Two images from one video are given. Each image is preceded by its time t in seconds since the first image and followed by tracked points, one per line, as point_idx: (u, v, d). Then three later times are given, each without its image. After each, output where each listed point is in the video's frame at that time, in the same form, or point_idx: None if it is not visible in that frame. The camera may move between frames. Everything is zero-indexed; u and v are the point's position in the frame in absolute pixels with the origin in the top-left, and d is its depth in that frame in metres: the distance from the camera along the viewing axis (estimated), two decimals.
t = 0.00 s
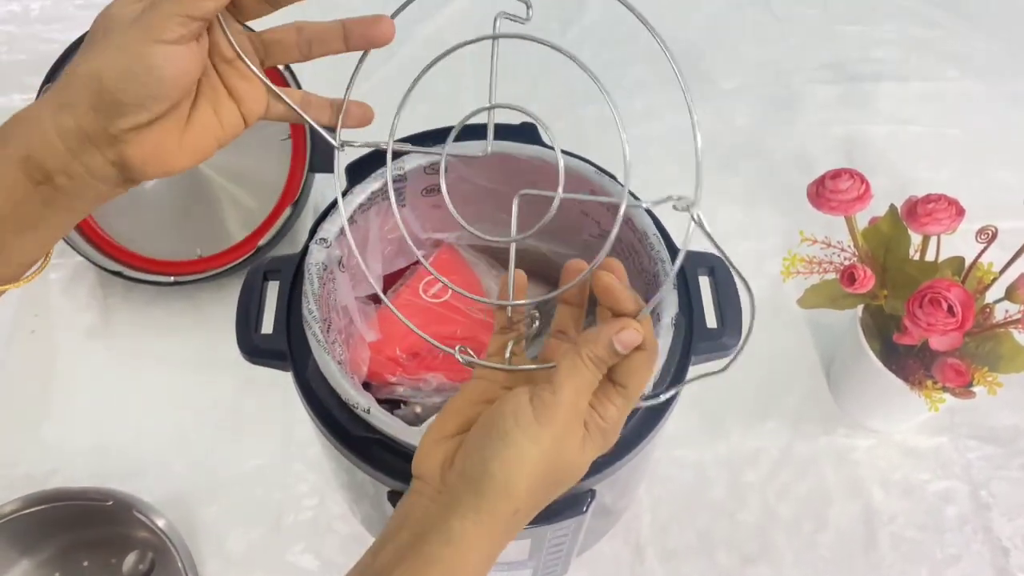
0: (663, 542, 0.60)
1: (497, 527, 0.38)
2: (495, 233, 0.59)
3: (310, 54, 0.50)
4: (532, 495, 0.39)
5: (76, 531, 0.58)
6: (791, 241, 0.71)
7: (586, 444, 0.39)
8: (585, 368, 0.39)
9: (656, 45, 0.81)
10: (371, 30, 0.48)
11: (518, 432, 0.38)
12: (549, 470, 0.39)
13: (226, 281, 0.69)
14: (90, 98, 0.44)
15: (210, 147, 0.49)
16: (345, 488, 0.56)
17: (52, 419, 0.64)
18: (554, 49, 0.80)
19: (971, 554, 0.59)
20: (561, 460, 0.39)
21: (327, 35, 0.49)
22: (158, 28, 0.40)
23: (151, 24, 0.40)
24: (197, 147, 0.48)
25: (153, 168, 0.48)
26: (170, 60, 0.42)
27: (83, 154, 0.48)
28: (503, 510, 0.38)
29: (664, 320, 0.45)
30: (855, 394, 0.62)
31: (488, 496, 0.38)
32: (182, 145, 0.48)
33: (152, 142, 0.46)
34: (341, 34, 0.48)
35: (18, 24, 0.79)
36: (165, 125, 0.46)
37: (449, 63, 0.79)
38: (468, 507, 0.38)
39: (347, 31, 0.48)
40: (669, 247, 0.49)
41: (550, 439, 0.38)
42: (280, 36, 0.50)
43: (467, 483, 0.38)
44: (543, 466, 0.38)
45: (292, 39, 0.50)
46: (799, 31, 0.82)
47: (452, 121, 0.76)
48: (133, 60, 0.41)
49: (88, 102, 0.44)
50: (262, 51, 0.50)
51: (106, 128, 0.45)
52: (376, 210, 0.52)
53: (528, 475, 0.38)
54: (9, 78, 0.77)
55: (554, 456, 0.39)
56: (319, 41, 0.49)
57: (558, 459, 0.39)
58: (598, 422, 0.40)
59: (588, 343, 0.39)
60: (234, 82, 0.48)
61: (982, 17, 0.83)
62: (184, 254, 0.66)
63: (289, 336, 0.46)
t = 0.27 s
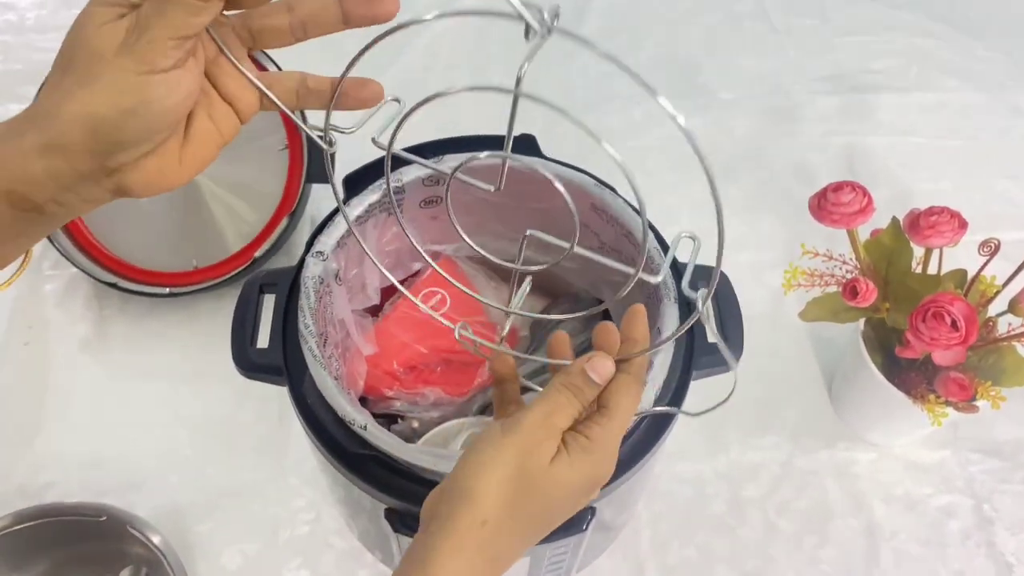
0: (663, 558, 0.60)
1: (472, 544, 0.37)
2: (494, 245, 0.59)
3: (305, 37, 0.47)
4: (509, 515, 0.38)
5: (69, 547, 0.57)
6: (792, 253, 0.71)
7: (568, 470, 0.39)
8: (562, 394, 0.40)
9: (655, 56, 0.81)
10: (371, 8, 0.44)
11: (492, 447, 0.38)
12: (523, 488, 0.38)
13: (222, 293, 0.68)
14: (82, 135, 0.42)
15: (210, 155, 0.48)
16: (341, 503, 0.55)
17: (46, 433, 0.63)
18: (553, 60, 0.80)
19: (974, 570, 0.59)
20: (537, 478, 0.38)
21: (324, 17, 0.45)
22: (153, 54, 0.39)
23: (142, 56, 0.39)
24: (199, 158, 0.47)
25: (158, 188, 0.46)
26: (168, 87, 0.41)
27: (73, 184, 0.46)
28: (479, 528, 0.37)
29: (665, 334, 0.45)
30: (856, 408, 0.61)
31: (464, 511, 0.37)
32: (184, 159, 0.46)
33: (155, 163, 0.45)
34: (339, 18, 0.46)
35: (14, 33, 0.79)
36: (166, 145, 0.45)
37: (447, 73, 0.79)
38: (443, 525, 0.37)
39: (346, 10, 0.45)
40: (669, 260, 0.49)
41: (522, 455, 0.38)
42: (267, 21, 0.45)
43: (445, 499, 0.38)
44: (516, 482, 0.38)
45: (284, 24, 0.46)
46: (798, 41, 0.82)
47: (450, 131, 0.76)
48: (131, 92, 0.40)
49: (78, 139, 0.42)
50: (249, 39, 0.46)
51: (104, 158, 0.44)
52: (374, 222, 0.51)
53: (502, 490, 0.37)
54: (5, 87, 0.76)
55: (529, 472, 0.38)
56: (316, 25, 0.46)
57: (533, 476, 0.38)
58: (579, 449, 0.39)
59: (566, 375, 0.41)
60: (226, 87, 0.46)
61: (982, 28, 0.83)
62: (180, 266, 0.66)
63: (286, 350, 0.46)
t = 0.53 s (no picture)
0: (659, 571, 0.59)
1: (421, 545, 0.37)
2: (489, 254, 0.58)
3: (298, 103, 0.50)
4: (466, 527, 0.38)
5: (59, 560, 0.56)
6: (789, 262, 0.71)
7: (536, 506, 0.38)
8: (554, 415, 0.38)
9: (652, 64, 0.80)
10: (374, 99, 0.48)
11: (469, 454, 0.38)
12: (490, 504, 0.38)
13: (215, 302, 0.68)
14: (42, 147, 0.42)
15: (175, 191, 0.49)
16: (334, 516, 0.54)
17: (36, 444, 0.62)
18: (549, 66, 0.80)
19: None
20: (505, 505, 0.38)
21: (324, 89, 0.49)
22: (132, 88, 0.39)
23: (120, 83, 0.39)
24: (162, 193, 0.48)
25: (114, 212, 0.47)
26: (139, 119, 0.41)
27: (28, 185, 0.46)
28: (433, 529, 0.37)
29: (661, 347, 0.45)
30: (855, 419, 0.61)
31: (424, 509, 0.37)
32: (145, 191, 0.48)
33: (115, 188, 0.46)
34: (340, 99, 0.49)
35: (7, 39, 0.78)
36: (129, 177, 0.47)
37: (443, 81, 0.78)
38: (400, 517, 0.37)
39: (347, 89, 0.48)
40: (666, 271, 0.49)
41: (496, 475, 0.38)
42: (266, 79, 0.48)
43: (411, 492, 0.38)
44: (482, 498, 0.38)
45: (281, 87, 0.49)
46: (796, 48, 0.81)
47: (446, 139, 0.76)
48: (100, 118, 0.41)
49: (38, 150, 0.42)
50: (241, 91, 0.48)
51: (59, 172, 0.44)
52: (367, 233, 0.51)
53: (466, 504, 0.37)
54: None
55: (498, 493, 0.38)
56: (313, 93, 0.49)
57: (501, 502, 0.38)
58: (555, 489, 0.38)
59: (567, 391, 0.39)
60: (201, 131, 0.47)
61: (980, 35, 0.82)
62: (173, 275, 0.65)
63: (277, 362, 0.45)
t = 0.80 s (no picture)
0: None
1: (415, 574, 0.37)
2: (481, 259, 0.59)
3: (264, 85, 0.49)
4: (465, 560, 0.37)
5: (50, 565, 0.56)
6: (781, 266, 0.71)
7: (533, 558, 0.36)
8: (564, 481, 0.35)
9: (645, 69, 0.81)
10: (335, 89, 0.45)
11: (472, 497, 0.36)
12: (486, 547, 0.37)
13: (208, 305, 0.68)
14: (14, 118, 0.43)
15: (150, 165, 0.51)
16: (326, 521, 0.54)
17: (29, 448, 0.62)
18: (544, 72, 0.80)
19: None
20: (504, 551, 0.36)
21: (293, 74, 0.47)
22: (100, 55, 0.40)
23: (89, 51, 0.40)
24: (133, 168, 0.50)
25: (85, 184, 0.48)
26: (106, 88, 0.42)
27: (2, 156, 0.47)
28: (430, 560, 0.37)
29: (653, 352, 0.45)
30: (847, 424, 0.61)
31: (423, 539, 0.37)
32: (118, 165, 0.49)
33: (89, 160, 0.47)
34: (306, 85, 0.47)
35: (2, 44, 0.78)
36: (101, 150, 0.48)
37: (437, 85, 0.78)
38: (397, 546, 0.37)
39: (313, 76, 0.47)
40: (656, 276, 0.49)
41: (499, 520, 0.36)
42: (232, 58, 0.47)
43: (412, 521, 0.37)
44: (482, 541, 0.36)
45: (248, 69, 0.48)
46: (789, 54, 0.82)
47: (440, 144, 0.76)
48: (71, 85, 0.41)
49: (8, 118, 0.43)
50: (211, 68, 0.47)
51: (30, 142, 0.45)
52: (359, 238, 0.51)
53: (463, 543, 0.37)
54: None
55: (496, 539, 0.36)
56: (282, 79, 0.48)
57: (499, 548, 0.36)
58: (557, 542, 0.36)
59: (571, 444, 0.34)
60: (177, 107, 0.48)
61: (971, 41, 0.83)
62: (166, 279, 0.65)
63: (268, 367, 0.45)
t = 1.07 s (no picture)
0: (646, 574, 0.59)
1: None
2: (476, 258, 0.59)
3: (241, 17, 0.47)
4: None
5: (45, 563, 0.56)
6: (775, 266, 0.71)
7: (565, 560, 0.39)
8: (593, 478, 0.38)
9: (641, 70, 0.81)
10: (313, 13, 0.44)
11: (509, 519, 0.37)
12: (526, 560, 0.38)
13: (204, 304, 0.68)
14: None
15: (121, 110, 0.46)
16: (321, 519, 0.55)
17: (24, 447, 0.62)
18: (540, 72, 0.80)
19: None
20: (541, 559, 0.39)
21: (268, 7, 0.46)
22: None
23: None
24: (106, 115, 0.46)
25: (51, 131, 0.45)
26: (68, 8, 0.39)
27: None
28: None
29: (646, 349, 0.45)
30: (840, 423, 0.61)
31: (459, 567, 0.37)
32: (87, 107, 0.45)
33: (56, 100, 0.44)
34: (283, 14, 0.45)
35: None
36: (68, 87, 0.44)
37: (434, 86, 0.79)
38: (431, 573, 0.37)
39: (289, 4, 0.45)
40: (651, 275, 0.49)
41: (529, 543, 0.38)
42: None
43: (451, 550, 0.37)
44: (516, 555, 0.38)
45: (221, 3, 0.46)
46: (784, 55, 0.82)
47: (435, 143, 0.76)
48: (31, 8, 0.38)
49: None
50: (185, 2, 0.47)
51: None
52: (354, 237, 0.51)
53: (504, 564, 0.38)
54: None
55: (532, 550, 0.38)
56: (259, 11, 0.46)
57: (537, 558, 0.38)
58: (584, 544, 0.40)
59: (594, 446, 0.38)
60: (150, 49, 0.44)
61: (967, 43, 0.83)
62: (162, 278, 0.66)
63: (264, 366, 0.46)
